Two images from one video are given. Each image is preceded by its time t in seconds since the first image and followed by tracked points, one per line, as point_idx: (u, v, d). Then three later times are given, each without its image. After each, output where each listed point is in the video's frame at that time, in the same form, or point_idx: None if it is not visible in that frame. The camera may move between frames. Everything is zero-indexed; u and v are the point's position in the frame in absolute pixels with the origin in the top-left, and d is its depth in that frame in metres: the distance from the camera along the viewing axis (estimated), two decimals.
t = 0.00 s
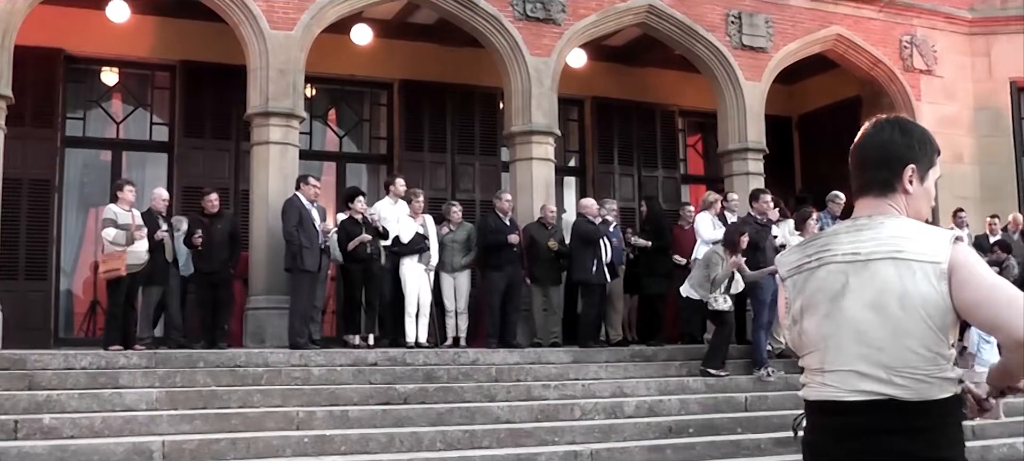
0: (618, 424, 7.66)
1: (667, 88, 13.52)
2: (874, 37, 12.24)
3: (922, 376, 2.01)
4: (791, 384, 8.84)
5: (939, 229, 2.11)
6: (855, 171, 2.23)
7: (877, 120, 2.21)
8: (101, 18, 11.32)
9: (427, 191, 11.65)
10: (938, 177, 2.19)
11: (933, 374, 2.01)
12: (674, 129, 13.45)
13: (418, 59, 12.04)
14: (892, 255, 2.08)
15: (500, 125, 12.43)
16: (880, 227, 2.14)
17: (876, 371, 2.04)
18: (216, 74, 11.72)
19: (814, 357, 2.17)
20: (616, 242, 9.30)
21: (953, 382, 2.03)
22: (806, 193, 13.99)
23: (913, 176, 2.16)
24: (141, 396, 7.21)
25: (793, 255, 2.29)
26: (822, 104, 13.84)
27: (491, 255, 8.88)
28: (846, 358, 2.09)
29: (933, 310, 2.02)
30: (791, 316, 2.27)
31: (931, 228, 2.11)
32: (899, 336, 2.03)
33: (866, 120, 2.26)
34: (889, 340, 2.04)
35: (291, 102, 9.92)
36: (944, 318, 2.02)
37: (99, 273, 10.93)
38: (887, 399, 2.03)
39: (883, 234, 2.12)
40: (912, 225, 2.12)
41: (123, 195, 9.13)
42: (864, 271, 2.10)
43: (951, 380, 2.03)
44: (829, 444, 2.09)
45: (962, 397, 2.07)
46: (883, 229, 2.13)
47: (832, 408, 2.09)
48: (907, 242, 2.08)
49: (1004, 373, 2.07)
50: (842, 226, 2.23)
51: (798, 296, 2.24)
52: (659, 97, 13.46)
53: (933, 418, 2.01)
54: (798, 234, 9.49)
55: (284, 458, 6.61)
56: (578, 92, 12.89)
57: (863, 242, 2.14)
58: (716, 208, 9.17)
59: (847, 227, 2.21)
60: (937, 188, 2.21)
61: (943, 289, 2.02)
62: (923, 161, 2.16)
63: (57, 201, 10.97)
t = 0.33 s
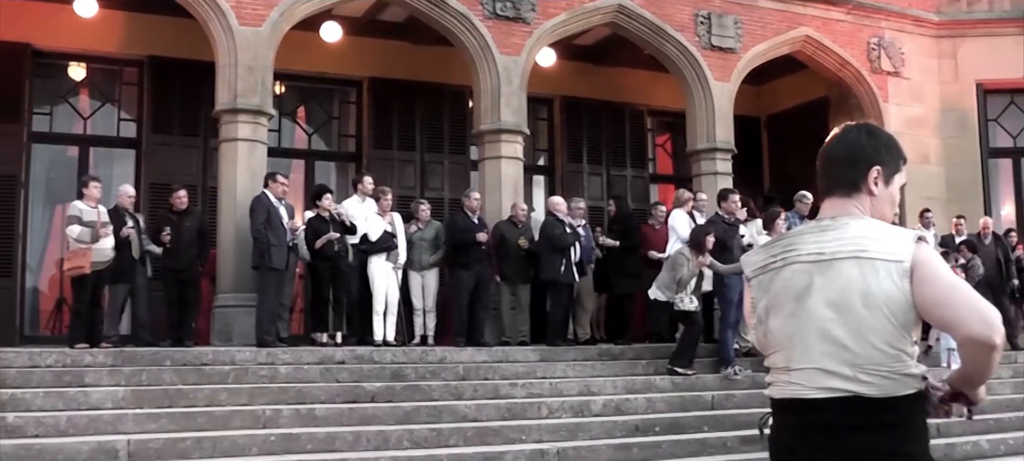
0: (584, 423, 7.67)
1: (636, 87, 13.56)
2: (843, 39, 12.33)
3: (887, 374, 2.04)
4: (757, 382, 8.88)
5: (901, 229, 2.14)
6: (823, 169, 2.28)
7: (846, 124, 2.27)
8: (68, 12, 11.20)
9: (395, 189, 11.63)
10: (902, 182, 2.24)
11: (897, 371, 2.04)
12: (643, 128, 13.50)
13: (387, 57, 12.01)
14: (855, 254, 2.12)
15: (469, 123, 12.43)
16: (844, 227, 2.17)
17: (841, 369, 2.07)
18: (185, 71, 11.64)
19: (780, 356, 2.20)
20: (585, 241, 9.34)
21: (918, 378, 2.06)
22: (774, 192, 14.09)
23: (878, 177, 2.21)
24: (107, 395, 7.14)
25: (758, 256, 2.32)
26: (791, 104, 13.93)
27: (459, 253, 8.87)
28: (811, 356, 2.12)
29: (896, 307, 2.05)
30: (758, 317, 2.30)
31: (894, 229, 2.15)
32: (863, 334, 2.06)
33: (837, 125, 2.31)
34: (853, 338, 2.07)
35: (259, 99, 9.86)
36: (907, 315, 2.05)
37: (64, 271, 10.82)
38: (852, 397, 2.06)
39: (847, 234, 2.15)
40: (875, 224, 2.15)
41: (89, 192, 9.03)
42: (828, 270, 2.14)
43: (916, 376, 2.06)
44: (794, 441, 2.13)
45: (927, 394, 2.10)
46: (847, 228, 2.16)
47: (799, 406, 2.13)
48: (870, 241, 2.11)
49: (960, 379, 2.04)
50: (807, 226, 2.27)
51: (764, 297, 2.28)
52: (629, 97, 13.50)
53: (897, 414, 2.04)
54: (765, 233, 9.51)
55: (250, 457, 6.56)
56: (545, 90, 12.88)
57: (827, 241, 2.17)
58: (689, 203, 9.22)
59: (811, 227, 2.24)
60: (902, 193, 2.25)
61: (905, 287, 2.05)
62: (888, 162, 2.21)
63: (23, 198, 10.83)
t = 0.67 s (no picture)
0: (539, 425, 7.68)
1: (594, 90, 13.62)
2: (799, 44, 12.46)
3: (828, 375, 2.14)
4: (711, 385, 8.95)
5: (844, 234, 2.24)
6: (781, 175, 2.42)
7: (809, 144, 2.44)
8: (22, 8, 10.99)
9: (351, 190, 11.58)
10: (854, 200, 2.38)
11: (838, 373, 2.14)
12: (599, 130, 13.55)
13: (345, 57, 11.97)
14: (796, 259, 2.21)
15: (426, 125, 12.42)
16: (788, 232, 2.28)
17: (784, 372, 2.16)
18: (140, 69, 11.51)
19: (728, 359, 2.30)
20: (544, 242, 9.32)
21: (859, 379, 2.16)
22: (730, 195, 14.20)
23: (832, 188, 2.35)
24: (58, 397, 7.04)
25: (706, 263, 2.43)
26: (745, 108, 14.09)
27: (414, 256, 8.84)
28: (756, 358, 2.22)
29: (836, 310, 2.14)
30: (707, 321, 2.40)
31: (836, 234, 2.25)
32: (805, 336, 2.16)
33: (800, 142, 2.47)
34: (795, 340, 2.17)
35: (215, 99, 9.78)
36: (847, 318, 2.14)
37: (14, 271, 10.62)
38: (796, 399, 2.15)
39: (790, 240, 2.25)
40: (819, 230, 2.26)
41: (40, 191, 8.86)
42: (771, 275, 2.23)
43: (858, 377, 2.16)
44: (742, 443, 2.21)
45: (870, 394, 2.20)
46: (791, 234, 2.27)
47: (744, 409, 2.22)
48: (811, 247, 2.21)
49: (913, 380, 2.16)
50: (753, 232, 2.38)
51: (712, 301, 2.38)
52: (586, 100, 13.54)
53: (840, 414, 2.14)
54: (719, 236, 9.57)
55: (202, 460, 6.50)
56: (503, 93, 12.88)
57: (770, 247, 2.27)
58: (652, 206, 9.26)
59: (756, 233, 2.35)
60: (852, 211, 2.39)
61: (846, 291, 2.15)
62: (843, 177, 2.36)
63: None
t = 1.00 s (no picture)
0: (495, 424, 7.68)
1: (551, 90, 13.65)
2: (753, 45, 12.58)
3: (775, 373, 2.19)
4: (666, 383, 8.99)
5: (792, 233, 2.30)
6: (736, 174, 2.47)
7: (764, 144, 2.50)
8: None
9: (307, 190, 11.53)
10: (805, 202, 2.44)
11: (785, 371, 2.20)
12: (555, 130, 13.59)
13: (301, 57, 11.91)
14: (744, 257, 2.27)
15: (381, 125, 12.40)
16: (736, 231, 2.33)
17: (731, 369, 2.22)
18: (94, 68, 11.38)
19: (676, 356, 2.34)
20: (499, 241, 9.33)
21: (806, 378, 2.22)
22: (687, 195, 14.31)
23: (784, 188, 2.41)
24: (10, 401, 6.97)
25: (654, 259, 2.47)
26: (699, 107, 14.22)
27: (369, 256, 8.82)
28: (703, 356, 2.26)
29: (783, 309, 2.20)
30: (655, 318, 2.44)
31: (784, 233, 2.31)
32: (752, 334, 2.22)
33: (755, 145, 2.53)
34: (742, 338, 2.22)
35: (170, 97, 9.69)
36: (793, 316, 2.21)
37: None
38: (742, 396, 2.21)
39: (738, 238, 2.31)
40: (768, 229, 2.31)
41: None
42: (719, 272, 2.28)
43: (804, 376, 2.22)
44: (689, 441, 2.26)
45: (817, 392, 2.26)
46: (740, 232, 2.32)
47: (691, 406, 2.27)
48: (758, 245, 2.27)
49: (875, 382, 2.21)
50: (703, 230, 2.42)
51: (660, 298, 2.42)
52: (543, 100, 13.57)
53: (786, 412, 2.20)
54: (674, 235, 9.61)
55: None
56: (459, 93, 12.89)
57: (717, 245, 2.32)
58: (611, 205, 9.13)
59: (705, 231, 2.40)
60: (803, 212, 2.45)
61: (792, 290, 2.21)
62: (796, 178, 2.42)
63: None
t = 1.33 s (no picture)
0: (448, 424, 7.69)
1: (506, 89, 13.67)
2: (706, 45, 12.74)
3: (723, 369, 2.22)
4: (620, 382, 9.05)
5: (741, 231, 2.33)
6: (682, 173, 2.49)
7: (709, 144, 2.53)
8: None
9: (260, 189, 11.47)
10: (750, 201, 2.48)
11: (733, 368, 2.22)
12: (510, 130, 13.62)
13: (254, 57, 11.82)
14: (693, 254, 2.29)
15: (336, 123, 12.38)
16: (684, 229, 2.36)
17: (680, 366, 2.24)
18: (45, 65, 11.24)
19: (626, 354, 2.36)
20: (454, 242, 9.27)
21: (753, 375, 2.24)
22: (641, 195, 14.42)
23: (731, 186, 2.44)
24: None
25: (604, 257, 2.49)
26: (654, 107, 14.35)
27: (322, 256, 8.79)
28: (653, 352, 2.28)
29: (732, 305, 2.23)
30: (605, 315, 2.46)
31: (734, 232, 2.34)
32: (700, 330, 2.23)
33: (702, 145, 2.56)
34: (691, 334, 2.24)
35: (121, 95, 9.58)
36: (742, 313, 2.23)
37: None
38: (689, 393, 2.23)
39: (688, 235, 2.34)
40: (717, 227, 2.34)
41: None
42: (669, 269, 2.31)
43: (751, 373, 2.24)
44: (637, 439, 2.28)
45: (765, 389, 2.29)
46: (690, 229, 2.35)
47: (639, 404, 2.29)
48: (707, 242, 2.30)
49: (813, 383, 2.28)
50: (652, 229, 2.45)
51: (610, 296, 2.44)
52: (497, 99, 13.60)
53: (734, 408, 2.23)
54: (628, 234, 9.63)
55: None
56: (413, 92, 12.88)
57: (667, 242, 2.35)
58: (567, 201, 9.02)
59: (654, 230, 2.43)
60: (749, 211, 2.49)
61: (742, 286, 2.24)
62: (741, 177, 2.46)
63: None
